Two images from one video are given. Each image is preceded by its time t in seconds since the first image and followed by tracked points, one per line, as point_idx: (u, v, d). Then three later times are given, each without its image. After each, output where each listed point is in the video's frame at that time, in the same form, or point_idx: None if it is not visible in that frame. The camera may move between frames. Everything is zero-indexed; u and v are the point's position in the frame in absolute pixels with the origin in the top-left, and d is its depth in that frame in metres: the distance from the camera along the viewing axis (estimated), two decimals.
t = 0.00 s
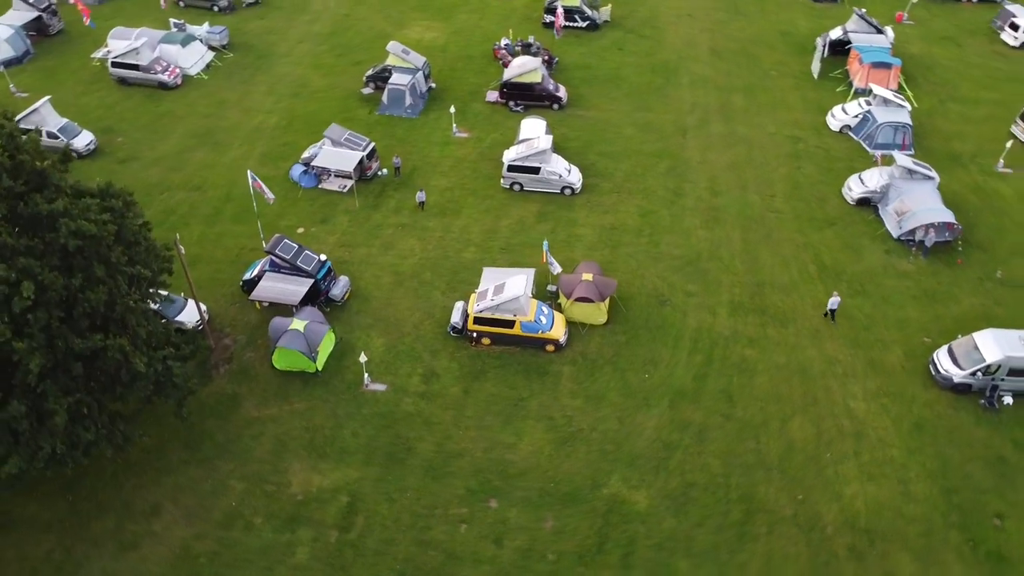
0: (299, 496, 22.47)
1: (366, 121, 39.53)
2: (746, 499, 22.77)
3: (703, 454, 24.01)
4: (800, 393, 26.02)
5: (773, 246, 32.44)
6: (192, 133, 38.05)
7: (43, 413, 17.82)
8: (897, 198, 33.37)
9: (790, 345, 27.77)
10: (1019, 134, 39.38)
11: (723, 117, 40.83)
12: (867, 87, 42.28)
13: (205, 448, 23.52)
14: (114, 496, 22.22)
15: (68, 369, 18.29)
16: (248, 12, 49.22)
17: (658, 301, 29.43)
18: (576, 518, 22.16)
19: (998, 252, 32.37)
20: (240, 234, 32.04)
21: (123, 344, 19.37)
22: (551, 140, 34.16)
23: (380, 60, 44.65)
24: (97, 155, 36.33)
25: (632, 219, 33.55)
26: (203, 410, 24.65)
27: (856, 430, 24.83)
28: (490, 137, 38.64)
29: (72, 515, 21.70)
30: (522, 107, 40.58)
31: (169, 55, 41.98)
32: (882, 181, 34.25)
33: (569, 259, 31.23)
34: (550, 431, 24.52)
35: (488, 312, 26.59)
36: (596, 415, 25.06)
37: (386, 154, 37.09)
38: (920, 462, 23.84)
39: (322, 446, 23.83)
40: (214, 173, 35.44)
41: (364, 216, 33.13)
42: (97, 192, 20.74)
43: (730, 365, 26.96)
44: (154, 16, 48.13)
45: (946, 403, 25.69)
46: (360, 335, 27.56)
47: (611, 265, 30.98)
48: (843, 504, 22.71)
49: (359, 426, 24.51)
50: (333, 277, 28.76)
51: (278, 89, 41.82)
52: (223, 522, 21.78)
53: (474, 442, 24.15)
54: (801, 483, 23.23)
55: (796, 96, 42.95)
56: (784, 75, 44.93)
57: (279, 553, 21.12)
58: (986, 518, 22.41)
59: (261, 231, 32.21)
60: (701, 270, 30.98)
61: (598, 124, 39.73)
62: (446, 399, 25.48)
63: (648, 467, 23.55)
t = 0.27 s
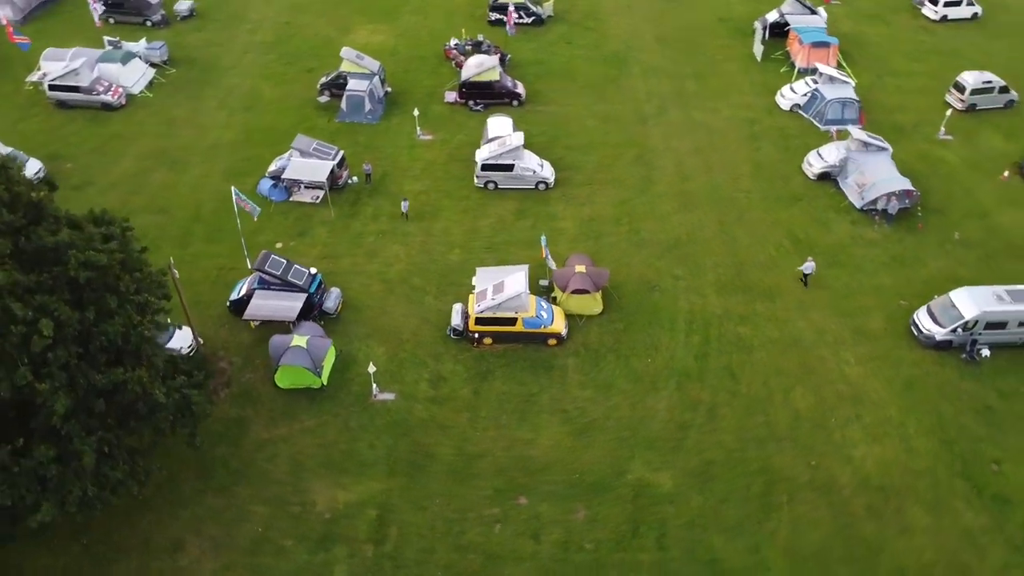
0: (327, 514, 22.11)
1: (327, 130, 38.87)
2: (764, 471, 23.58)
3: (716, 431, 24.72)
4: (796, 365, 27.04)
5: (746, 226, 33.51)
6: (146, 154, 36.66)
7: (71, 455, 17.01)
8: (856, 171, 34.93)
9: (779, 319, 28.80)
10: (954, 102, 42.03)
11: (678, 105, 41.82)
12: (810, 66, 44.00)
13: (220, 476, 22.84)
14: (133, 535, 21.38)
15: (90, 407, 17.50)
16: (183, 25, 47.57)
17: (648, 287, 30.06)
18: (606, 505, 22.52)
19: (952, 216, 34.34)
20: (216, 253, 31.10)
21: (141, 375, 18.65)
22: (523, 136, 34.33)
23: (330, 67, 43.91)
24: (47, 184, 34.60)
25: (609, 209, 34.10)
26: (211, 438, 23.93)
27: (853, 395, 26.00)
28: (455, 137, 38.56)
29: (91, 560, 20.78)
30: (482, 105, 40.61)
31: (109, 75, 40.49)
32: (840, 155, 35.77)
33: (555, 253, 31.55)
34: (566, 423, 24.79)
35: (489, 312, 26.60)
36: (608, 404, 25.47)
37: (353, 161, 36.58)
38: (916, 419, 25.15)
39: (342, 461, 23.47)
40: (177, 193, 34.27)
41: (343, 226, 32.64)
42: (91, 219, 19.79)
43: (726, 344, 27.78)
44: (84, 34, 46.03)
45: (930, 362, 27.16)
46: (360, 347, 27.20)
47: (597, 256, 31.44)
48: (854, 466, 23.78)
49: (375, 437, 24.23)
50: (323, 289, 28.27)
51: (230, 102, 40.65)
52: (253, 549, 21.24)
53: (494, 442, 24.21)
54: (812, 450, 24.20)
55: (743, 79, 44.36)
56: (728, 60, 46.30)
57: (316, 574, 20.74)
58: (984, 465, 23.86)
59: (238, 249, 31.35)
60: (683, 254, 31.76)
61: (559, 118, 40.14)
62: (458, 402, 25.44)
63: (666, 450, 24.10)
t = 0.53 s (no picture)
0: (360, 530, 21.80)
1: (289, 142, 38.06)
2: (778, 444, 24.41)
3: (727, 410, 25.44)
4: (790, 338, 28.04)
5: (720, 210, 34.49)
6: (103, 180, 35.15)
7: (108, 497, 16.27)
8: (817, 148, 36.36)
9: (766, 297, 29.77)
10: (892, 77, 44.25)
11: (634, 96, 42.61)
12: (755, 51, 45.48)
13: (243, 504, 22.24)
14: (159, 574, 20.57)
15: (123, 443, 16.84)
16: (119, 44, 45.76)
17: (637, 277, 30.62)
18: (635, 492, 22.92)
19: (907, 186, 36.16)
20: (196, 276, 30.09)
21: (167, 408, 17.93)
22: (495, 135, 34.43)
23: (281, 78, 42.97)
24: None
25: (586, 203, 34.55)
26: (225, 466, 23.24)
27: (847, 363, 27.16)
28: (422, 141, 38.34)
29: None
30: (444, 108, 40.45)
31: (51, 99, 38.41)
32: (799, 134, 37.08)
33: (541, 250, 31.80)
34: (582, 417, 25.11)
35: (491, 312, 26.62)
36: (620, 394, 25.90)
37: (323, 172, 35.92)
38: (908, 381, 26.47)
39: (366, 476, 23.16)
40: (143, 218, 33.02)
41: (323, 238, 32.06)
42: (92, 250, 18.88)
43: (721, 325, 28.58)
44: (12, 59, 43.80)
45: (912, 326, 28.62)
46: (363, 359, 26.85)
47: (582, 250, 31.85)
48: (860, 431, 24.85)
49: (395, 449, 23.98)
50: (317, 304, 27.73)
51: (182, 120, 39.35)
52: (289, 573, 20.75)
53: (514, 442, 24.32)
54: (818, 420, 25.18)
55: (693, 67, 45.50)
56: (675, 49, 47.40)
57: None
58: (976, 417, 25.28)
59: (218, 269, 30.42)
60: (665, 242, 32.48)
61: (522, 115, 40.37)
62: (471, 405, 25.42)
63: (682, 432, 24.66)
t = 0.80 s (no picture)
0: (395, 544, 21.57)
1: (252, 159, 37.15)
2: (785, 417, 25.30)
3: (732, 389, 26.22)
4: (779, 316, 29.06)
5: (692, 197, 35.39)
6: (60, 210, 33.59)
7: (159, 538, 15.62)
8: (775, 131, 37.71)
9: (751, 277, 30.75)
10: (832, 59, 46.15)
11: (591, 91, 43.25)
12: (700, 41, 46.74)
13: (270, 530, 21.72)
14: None
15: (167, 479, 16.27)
16: (52, 68, 43.77)
17: (624, 269, 31.18)
18: (659, 478, 23.40)
19: (862, 162, 37.88)
20: (179, 302, 29.10)
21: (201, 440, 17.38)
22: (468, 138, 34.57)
23: (232, 93, 41.85)
24: None
25: (563, 200, 34.94)
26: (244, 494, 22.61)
27: (836, 334, 28.33)
28: (389, 148, 38.00)
29: None
30: (406, 114, 40.17)
31: None
32: (757, 118, 38.38)
33: (527, 249, 32.04)
34: (596, 410, 25.47)
35: (495, 314, 26.72)
36: (628, 384, 26.37)
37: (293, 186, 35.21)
38: (895, 347, 27.80)
39: (392, 489, 22.92)
40: (112, 247, 31.71)
41: (305, 254, 31.47)
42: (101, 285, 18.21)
43: (713, 309, 29.39)
44: None
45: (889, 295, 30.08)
46: (368, 373, 26.52)
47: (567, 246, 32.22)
48: (859, 398, 26.00)
49: (416, 459, 23.80)
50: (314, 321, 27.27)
51: (135, 144, 37.93)
52: None
53: (533, 440, 24.48)
54: (819, 391, 26.20)
55: (643, 60, 46.42)
56: (623, 43, 48.26)
57: None
58: (961, 375, 26.76)
59: (201, 294, 29.49)
60: (646, 233, 33.15)
61: (485, 117, 40.48)
62: (485, 408, 25.45)
63: (694, 416, 25.30)
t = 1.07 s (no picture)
0: (433, 554, 21.43)
1: (215, 177, 36.04)
2: (788, 390, 26.21)
3: (734, 369, 27.00)
4: (766, 294, 30.04)
5: (663, 186, 36.17)
6: (18, 246, 31.89)
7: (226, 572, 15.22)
8: (734, 117, 38.77)
9: (733, 259, 31.68)
10: (771, 43, 47.78)
11: (547, 88, 43.63)
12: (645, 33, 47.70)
13: (304, 555, 21.25)
14: None
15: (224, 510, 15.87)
16: None
17: (611, 260, 31.67)
18: (680, 461, 23.93)
19: (817, 141, 39.45)
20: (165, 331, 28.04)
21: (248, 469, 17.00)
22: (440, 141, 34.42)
23: (181, 112, 40.45)
24: None
25: (539, 197, 35.19)
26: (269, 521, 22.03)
27: (822, 308, 29.49)
28: (356, 158, 37.48)
29: None
30: (367, 122, 39.66)
31: None
32: (715, 105, 39.40)
33: (513, 249, 32.19)
34: (608, 400, 25.82)
35: (497, 315, 26.76)
36: (634, 372, 26.82)
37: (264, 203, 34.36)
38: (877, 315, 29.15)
39: (420, 500, 22.75)
40: (81, 279, 30.30)
41: (289, 270, 30.78)
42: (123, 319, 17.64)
43: (702, 292, 30.15)
44: None
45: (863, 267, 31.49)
46: (375, 385, 26.20)
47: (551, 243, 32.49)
48: (852, 366, 27.15)
49: (439, 467, 23.67)
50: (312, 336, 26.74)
51: (87, 171, 36.28)
52: None
53: (552, 437, 24.67)
54: (815, 363, 27.23)
55: (592, 54, 47.04)
56: (570, 39, 48.79)
57: None
58: (941, 336, 28.27)
59: (186, 320, 28.49)
60: (625, 224, 33.71)
61: (448, 121, 40.38)
62: (499, 409, 25.49)
63: (703, 397, 25.95)
